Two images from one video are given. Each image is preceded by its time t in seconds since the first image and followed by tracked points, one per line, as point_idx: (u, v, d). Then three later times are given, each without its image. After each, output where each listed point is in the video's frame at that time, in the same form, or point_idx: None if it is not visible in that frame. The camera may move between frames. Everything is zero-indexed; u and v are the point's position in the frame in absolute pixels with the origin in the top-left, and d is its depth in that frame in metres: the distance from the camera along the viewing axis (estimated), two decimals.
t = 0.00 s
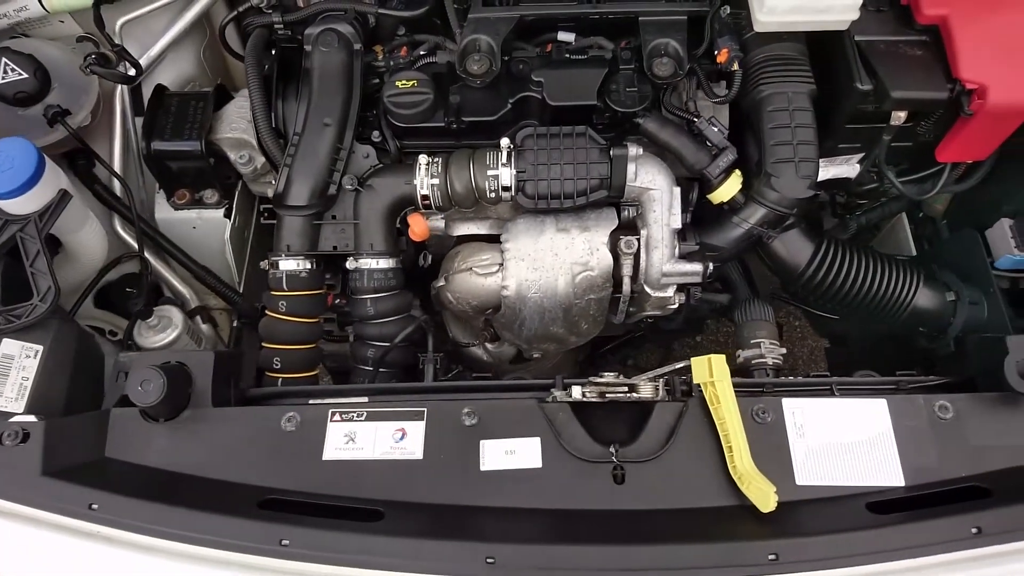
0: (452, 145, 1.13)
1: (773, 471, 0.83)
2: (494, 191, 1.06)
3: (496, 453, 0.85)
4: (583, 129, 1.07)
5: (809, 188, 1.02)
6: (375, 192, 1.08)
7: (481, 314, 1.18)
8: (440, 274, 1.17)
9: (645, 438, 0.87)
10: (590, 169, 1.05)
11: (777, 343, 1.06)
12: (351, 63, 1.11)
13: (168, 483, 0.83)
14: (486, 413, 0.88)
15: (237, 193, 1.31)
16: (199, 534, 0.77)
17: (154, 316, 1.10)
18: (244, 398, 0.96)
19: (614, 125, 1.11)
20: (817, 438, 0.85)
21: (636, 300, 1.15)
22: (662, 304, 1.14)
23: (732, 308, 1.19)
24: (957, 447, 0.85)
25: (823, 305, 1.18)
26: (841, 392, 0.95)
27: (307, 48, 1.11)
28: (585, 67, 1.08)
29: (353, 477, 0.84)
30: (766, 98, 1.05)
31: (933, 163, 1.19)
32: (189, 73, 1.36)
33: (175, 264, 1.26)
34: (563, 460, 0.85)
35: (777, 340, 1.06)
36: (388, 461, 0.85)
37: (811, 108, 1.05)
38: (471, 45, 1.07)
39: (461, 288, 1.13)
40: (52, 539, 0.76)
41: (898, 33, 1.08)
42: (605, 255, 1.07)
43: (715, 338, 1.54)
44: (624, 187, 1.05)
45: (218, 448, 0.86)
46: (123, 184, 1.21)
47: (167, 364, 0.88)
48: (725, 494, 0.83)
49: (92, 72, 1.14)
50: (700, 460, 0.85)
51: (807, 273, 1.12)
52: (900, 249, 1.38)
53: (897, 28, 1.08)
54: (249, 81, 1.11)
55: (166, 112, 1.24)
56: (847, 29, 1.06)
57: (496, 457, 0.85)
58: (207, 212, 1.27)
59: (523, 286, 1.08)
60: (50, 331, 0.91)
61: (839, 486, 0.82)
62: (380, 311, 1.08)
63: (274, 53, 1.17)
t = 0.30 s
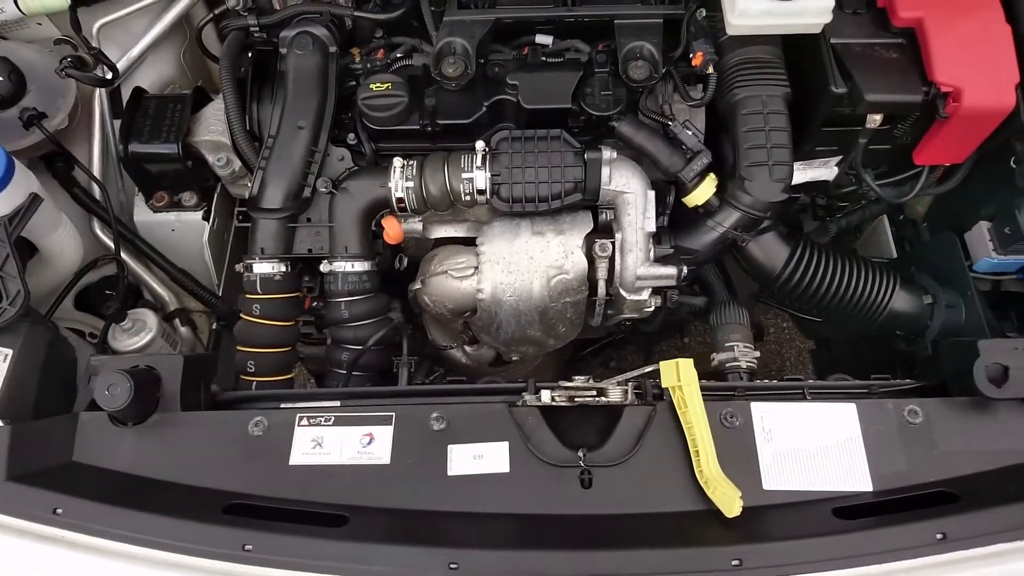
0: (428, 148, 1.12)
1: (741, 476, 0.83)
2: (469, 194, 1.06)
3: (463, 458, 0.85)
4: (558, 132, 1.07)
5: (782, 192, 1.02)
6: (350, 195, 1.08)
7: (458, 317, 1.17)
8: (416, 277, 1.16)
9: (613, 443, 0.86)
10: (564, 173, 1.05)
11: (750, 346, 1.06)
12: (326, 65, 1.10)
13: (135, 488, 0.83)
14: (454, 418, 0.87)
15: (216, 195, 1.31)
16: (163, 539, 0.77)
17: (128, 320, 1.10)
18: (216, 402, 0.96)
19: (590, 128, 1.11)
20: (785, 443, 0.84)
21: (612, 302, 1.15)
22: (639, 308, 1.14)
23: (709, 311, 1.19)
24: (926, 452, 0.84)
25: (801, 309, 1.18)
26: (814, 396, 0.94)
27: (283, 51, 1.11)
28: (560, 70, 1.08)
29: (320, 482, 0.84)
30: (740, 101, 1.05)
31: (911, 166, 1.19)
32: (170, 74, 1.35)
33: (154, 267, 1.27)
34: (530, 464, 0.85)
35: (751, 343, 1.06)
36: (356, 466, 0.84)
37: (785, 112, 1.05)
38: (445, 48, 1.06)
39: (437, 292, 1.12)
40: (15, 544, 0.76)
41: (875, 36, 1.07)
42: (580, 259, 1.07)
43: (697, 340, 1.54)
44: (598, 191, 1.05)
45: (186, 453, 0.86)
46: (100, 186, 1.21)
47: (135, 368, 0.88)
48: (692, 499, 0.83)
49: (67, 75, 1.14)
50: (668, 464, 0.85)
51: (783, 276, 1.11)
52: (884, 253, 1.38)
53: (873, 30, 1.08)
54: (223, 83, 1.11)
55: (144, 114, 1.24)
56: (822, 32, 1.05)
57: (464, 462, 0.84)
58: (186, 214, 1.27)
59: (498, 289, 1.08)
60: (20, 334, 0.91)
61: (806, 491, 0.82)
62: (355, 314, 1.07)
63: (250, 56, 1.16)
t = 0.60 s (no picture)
0: (400, 150, 1.11)
1: (704, 482, 0.83)
2: (440, 197, 1.05)
3: (426, 464, 0.84)
4: (529, 135, 1.07)
5: (753, 196, 1.02)
6: (320, 197, 1.07)
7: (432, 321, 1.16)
8: (388, 280, 1.14)
9: (577, 449, 0.86)
10: (535, 176, 1.04)
11: (721, 350, 1.06)
12: (297, 67, 1.10)
13: (94, 493, 0.83)
14: (417, 423, 0.87)
15: (191, 198, 1.31)
16: (119, 545, 0.76)
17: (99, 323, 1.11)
18: (181, 406, 0.96)
19: (562, 131, 1.11)
20: (748, 448, 0.84)
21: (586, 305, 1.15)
22: (612, 311, 1.13)
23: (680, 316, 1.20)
24: (891, 459, 0.83)
25: (775, 313, 1.17)
26: (781, 400, 0.94)
27: (253, 53, 1.10)
28: (532, 73, 1.08)
29: (281, 487, 0.83)
30: (711, 104, 1.05)
31: (885, 169, 1.18)
32: (146, 76, 1.36)
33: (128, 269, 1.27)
34: (493, 470, 0.84)
35: (721, 347, 1.06)
36: (317, 471, 0.84)
37: (757, 115, 1.04)
38: (416, 50, 1.06)
39: (408, 295, 1.10)
40: None
41: (848, 38, 1.07)
42: (551, 262, 1.06)
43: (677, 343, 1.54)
44: (569, 194, 1.05)
45: (147, 458, 0.86)
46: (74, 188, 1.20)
47: (99, 373, 0.88)
48: (654, 505, 0.83)
49: (38, 77, 1.13)
50: (631, 470, 0.84)
51: (755, 280, 1.11)
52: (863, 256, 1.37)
53: (846, 33, 1.07)
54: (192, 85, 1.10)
55: (118, 117, 1.24)
56: (794, 35, 1.05)
57: (426, 467, 0.84)
58: (161, 217, 1.26)
59: (469, 293, 1.07)
60: None
61: (768, 496, 0.82)
62: (325, 317, 1.06)
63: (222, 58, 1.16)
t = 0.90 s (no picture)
0: (377, 152, 1.12)
1: (671, 484, 0.83)
2: (416, 199, 1.05)
3: (394, 466, 0.84)
4: (505, 138, 1.06)
5: (725, 199, 1.03)
6: (297, 200, 1.07)
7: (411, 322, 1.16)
8: (367, 282, 1.14)
9: (546, 451, 0.86)
10: (511, 179, 1.04)
11: (695, 353, 1.06)
12: (274, 70, 1.10)
13: (63, 495, 0.83)
14: (388, 426, 0.87)
15: (172, 200, 1.31)
16: (87, 546, 0.77)
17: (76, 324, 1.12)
18: (155, 408, 0.96)
19: (539, 134, 1.11)
20: (716, 451, 0.84)
21: (563, 307, 1.15)
22: (588, 313, 1.13)
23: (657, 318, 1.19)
24: (859, 462, 0.83)
25: (752, 316, 1.17)
26: (753, 403, 0.94)
27: (231, 55, 1.11)
28: (507, 76, 1.08)
29: (250, 489, 0.84)
30: (685, 108, 1.06)
31: (862, 172, 1.18)
32: (128, 79, 1.35)
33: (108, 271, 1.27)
34: (461, 472, 0.84)
35: (696, 350, 1.06)
36: (286, 474, 0.84)
37: (731, 118, 1.05)
38: (392, 53, 1.07)
39: (388, 298, 1.10)
40: None
41: (823, 41, 1.07)
42: (526, 265, 1.07)
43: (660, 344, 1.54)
44: (543, 197, 1.05)
45: (117, 460, 0.86)
46: (53, 189, 1.21)
47: (71, 376, 0.88)
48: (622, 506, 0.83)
49: (16, 80, 1.13)
50: (599, 472, 0.84)
51: (730, 283, 1.12)
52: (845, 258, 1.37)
53: (822, 36, 1.07)
54: (168, 88, 1.10)
55: (98, 121, 1.24)
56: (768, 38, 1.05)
57: (395, 469, 0.84)
58: (141, 219, 1.26)
59: (445, 295, 1.07)
60: None
61: (735, 498, 0.82)
62: (301, 319, 1.06)
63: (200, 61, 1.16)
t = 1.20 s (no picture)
0: (353, 152, 1.11)
1: (641, 487, 0.82)
2: (391, 200, 1.04)
3: (362, 469, 0.83)
4: (481, 138, 1.05)
5: (701, 201, 1.03)
6: (271, 200, 1.06)
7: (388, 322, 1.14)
8: (343, 283, 1.13)
9: (516, 454, 0.85)
10: (487, 179, 1.03)
11: (671, 355, 1.06)
12: (249, 69, 1.10)
13: (29, 497, 0.82)
14: (356, 428, 0.86)
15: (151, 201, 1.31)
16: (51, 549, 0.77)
17: (49, 325, 1.11)
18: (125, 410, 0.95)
19: (516, 134, 1.10)
20: (687, 453, 0.84)
21: (541, 308, 1.15)
22: (566, 313, 1.12)
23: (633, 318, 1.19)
24: (831, 465, 0.83)
25: (731, 317, 1.17)
26: (726, 405, 0.94)
27: (206, 55, 1.10)
28: (484, 75, 1.07)
29: (216, 492, 0.83)
30: (662, 108, 1.05)
31: (842, 173, 1.18)
32: (108, 79, 1.34)
33: (86, 271, 1.26)
34: (429, 475, 0.83)
35: (671, 351, 1.06)
36: (253, 477, 0.84)
37: (707, 119, 1.04)
38: (367, 53, 1.06)
39: (364, 299, 1.09)
40: None
41: (801, 41, 1.06)
42: (502, 266, 1.06)
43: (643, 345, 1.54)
44: (519, 198, 1.05)
45: (83, 463, 0.85)
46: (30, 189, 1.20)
47: (40, 377, 0.88)
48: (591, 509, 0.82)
49: None
50: (569, 475, 0.83)
51: (708, 283, 1.12)
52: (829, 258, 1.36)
53: (800, 36, 1.07)
54: (143, 87, 1.10)
55: (75, 121, 1.23)
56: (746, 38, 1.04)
57: (362, 472, 0.83)
58: (120, 219, 1.26)
59: (421, 296, 1.06)
60: None
61: (705, 501, 0.81)
62: (275, 320, 1.06)
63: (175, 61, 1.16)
